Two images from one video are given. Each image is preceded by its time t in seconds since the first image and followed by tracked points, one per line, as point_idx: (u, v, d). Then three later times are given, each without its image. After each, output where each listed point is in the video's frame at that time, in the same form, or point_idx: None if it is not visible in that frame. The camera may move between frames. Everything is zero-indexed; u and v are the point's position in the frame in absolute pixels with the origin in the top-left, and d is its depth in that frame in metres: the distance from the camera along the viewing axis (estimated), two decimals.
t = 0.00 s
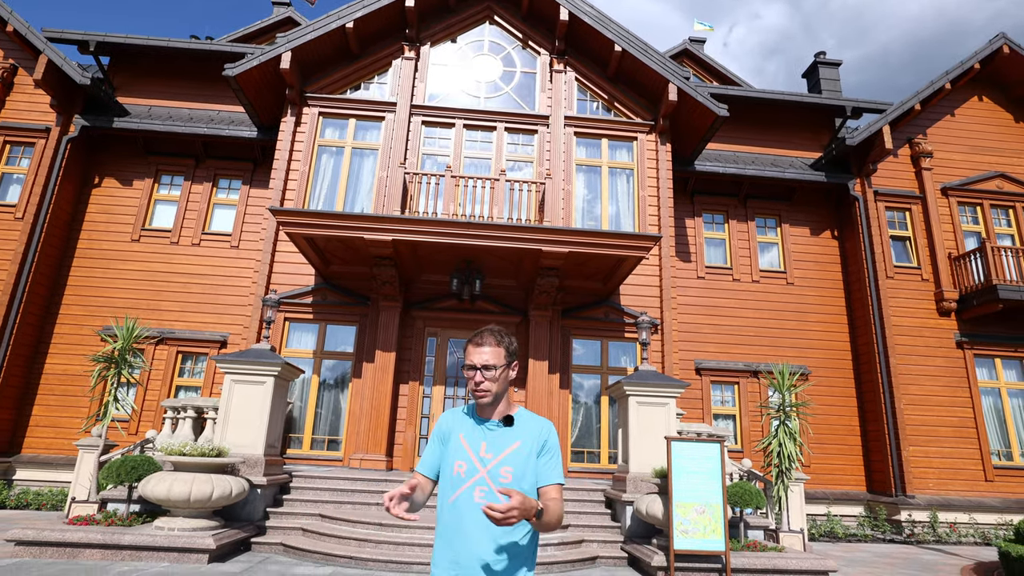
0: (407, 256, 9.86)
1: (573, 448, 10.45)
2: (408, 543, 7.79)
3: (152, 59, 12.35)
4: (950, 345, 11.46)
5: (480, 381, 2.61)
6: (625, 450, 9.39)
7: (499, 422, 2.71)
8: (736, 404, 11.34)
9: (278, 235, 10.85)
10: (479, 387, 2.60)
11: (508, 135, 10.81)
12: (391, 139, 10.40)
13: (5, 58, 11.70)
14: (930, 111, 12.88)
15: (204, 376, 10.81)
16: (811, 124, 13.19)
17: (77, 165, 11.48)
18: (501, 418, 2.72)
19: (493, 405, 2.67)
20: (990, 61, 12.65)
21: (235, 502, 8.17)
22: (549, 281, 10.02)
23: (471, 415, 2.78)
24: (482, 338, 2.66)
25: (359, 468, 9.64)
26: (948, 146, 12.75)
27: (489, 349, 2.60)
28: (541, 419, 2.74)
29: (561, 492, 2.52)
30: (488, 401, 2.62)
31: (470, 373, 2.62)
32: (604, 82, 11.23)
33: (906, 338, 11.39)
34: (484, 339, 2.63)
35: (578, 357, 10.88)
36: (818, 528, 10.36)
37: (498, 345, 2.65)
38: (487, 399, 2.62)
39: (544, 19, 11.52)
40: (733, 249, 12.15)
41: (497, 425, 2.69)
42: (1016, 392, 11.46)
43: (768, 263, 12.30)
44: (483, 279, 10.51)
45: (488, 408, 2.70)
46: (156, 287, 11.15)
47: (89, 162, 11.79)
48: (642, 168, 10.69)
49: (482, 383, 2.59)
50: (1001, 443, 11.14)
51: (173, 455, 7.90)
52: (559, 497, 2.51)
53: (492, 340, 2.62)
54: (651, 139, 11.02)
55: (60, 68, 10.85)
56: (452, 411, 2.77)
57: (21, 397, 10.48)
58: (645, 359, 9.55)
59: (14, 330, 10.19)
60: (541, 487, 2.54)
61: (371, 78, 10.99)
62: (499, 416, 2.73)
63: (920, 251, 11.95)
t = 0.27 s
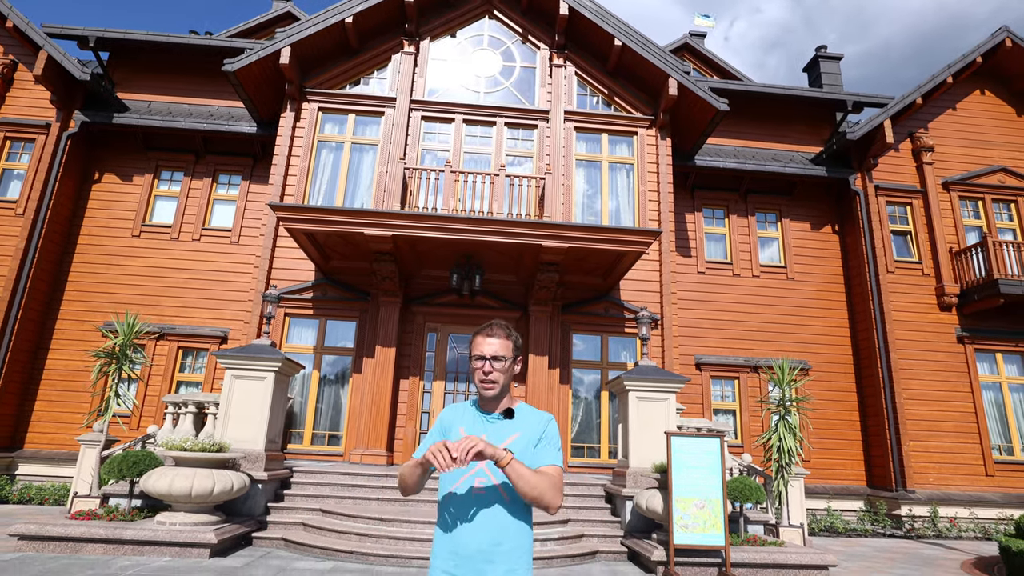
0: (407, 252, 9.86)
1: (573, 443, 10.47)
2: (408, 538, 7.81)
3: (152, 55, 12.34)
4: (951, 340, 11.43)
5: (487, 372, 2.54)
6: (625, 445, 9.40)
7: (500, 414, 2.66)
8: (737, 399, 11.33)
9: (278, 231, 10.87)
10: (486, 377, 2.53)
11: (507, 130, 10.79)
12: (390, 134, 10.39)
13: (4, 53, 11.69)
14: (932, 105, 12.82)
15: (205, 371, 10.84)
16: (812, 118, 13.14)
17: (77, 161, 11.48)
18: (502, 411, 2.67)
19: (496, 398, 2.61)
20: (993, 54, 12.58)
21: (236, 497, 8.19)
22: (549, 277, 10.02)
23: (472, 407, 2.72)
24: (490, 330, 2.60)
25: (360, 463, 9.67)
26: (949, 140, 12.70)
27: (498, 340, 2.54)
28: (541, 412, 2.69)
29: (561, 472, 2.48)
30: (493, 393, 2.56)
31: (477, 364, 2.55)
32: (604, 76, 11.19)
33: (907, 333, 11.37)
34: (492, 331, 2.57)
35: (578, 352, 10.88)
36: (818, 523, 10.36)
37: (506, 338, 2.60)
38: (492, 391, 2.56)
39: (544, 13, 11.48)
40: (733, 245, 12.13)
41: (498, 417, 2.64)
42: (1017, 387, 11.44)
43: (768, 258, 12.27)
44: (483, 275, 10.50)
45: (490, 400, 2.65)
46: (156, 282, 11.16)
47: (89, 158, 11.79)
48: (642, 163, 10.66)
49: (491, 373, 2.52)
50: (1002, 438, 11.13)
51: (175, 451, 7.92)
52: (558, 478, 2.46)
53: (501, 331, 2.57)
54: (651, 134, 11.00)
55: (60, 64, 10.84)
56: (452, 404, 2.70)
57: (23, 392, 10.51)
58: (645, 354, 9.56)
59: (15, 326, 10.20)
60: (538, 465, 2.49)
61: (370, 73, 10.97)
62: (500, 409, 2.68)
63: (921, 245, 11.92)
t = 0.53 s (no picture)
0: (407, 247, 9.85)
1: (574, 439, 10.47)
2: (408, 533, 7.82)
3: (152, 51, 12.34)
4: (952, 335, 11.42)
5: (488, 371, 2.55)
6: (625, 440, 9.40)
7: (501, 409, 2.66)
8: (737, 394, 11.33)
9: (278, 227, 10.87)
10: (487, 377, 2.55)
11: (507, 126, 10.78)
12: (390, 130, 10.38)
13: (5, 50, 11.70)
14: (933, 100, 12.79)
15: (205, 367, 10.85)
16: (813, 113, 13.11)
17: (77, 157, 11.49)
18: (503, 406, 2.68)
19: (497, 394, 2.62)
20: (994, 49, 12.54)
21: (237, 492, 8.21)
22: (549, 272, 10.01)
23: (473, 402, 2.72)
24: (490, 327, 2.57)
25: (361, 459, 9.68)
26: (950, 135, 12.67)
27: (497, 340, 2.52)
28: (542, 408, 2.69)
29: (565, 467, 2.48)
30: (495, 390, 2.59)
31: (478, 363, 2.56)
32: (604, 72, 11.18)
33: (907, 329, 11.36)
34: (491, 330, 2.54)
35: (578, 348, 10.89)
36: (819, 518, 10.37)
37: (506, 335, 2.58)
38: (493, 388, 2.59)
39: (544, 8, 11.46)
40: (734, 241, 12.11)
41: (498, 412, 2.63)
42: (1018, 382, 11.43)
43: (769, 254, 12.26)
44: (483, 270, 10.50)
45: (490, 395, 2.65)
46: (157, 278, 11.18)
47: (89, 154, 11.80)
48: (642, 158, 10.65)
49: (492, 372, 2.53)
50: (1002, 434, 11.12)
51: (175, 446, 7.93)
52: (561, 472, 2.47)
53: (501, 330, 2.54)
54: (652, 129, 10.99)
55: (60, 60, 10.85)
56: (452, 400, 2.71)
57: (24, 388, 10.53)
58: (646, 349, 9.55)
59: (16, 321, 10.22)
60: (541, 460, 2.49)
61: (370, 69, 10.96)
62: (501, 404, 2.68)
63: (922, 240, 11.90)
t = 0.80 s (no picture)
0: (408, 244, 9.85)
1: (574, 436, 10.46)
2: (408, 529, 7.82)
3: (152, 48, 12.35)
4: (952, 332, 11.42)
5: (493, 365, 2.59)
6: (625, 437, 9.40)
7: (502, 407, 2.67)
8: (737, 391, 11.32)
9: (279, 223, 10.88)
10: (491, 371, 2.58)
11: (508, 122, 10.78)
12: (391, 126, 10.39)
13: (5, 47, 11.71)
14: (933, 97, 12.79)
15: (206, 364, 10.86)
16: (813, 110, 13.11)
17: (77, 154, 11.50)
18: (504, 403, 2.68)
19: (499, 391, 2.63)
20: (995, 45, 12.53)
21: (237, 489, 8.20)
22: (550, 269, 10.01)
23: (473, 401, 2.71)
24: (490, 322, 2.62)
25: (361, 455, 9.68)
26: (951, 132, 12.66)
27: (501, 333, 2.57)
28: (543, 406, 2.71)
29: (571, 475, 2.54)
30: (498, 385, 2.61)
31: (482, 358, 2.58)
32: (604, 68, 11.17)
33: (908, 326, 11.35)
34: (493, 323, 2.59)
35: (578, 344, 10.89)
36: (819, 515, 10.36)
37: (507, 328, 2.64)
38: (496, 383, 2.61)
39: (544, 5, 11.46)
40: (734, 237, 12.10)
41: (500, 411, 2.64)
42: (1018, 378, 11.42)
43: (769, 250, 12.25)
44: (483, 267, 10.51)
45: (491, 393, 2.65)
46: (158, 275, 11.18)
47: (90, 152, 11.80)
48: (642, 155, 10.64)
49: (496, 366, 2.57)
50: (1003, 430, 11.11)
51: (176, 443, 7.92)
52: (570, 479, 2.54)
53: (503, 323, 2.59)
54: (652, 126, 10.98)
55: (60, 57, 10.85)
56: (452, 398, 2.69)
57: (25, 385, 10.55)
58: (646, 346, 9.55)
59: (17, 318, 10.23)
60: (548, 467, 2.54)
61: (370, 65, 10.96)
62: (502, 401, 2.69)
63: (922, 237, 11.89)
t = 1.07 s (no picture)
0: (408, 241, 9.85)
1: (574, 433, 10.45)
2: (408, 527, 7.79)
3: (153, 46, 12.36)
4: (952, 329, 11.42)
5: (484, 369, 2.55)
6: (626, 434, 9.39)
7: (501, 407, 2.67)
8: (738, 388, 11.32)
9: (279, 221, 10.88)
10: (483, 374, 2.54)
11: (508, 119, 10.79)
12: (391, 123, 10.40)
13: (6, 44, 11.72)
14: (933, 95, 12.81)
15: (206, 361, 10.85)
16: (813, 109, 13.13)
17: (78, 151, 11.51)
18: (503, 403, 2.68)
19: (495, 392, 2.61)
20: (994, 44, 12.56)
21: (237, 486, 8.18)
22: (550, 266, 10.01)
23: (472, 402, 2.71)
24: (484, 324, 2.60)
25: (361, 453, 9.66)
26: (951, 130, 12.69)
27: (492, 336, 2.54)
28: (543, 405, 2.71)
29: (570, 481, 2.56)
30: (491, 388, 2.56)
31: (473, 361, 2.55)
32: (605, 66, 11.19)
33: (908, 324, 11.35)
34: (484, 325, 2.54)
35: (578, 342, 10.89)
36: (820, 513, 10.34)
37: (501, 330, 2.59)
38: (490, 386, 2.56)
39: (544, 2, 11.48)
40: (735, 235, 12.11)
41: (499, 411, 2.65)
42: (1019, 376, 11.42)
43: (769, 248, 12.26)
44: (483, 264, 10.51)
45: (490, 394, 2.64)
46: (158, 272, 11.18)
47: (90, 149, 11.81)
48: (642, 152, 10.66)
49: (487, 370, 2.52)
50: (1003, 428, 11.11)
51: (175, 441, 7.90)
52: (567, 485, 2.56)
53: (496, 326, 2.57)
54: (652, 123, 11.00)
55: (61, 55, 10.86)
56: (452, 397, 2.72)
57: (25, 381, 10.54)
58: (646, 344, 9.55)
59: (17, 315, 10.22)
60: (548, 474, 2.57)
61: (371, 62, 10.97)
62: (501, 401, 2.67)
63: (922, 235, 11.90)
